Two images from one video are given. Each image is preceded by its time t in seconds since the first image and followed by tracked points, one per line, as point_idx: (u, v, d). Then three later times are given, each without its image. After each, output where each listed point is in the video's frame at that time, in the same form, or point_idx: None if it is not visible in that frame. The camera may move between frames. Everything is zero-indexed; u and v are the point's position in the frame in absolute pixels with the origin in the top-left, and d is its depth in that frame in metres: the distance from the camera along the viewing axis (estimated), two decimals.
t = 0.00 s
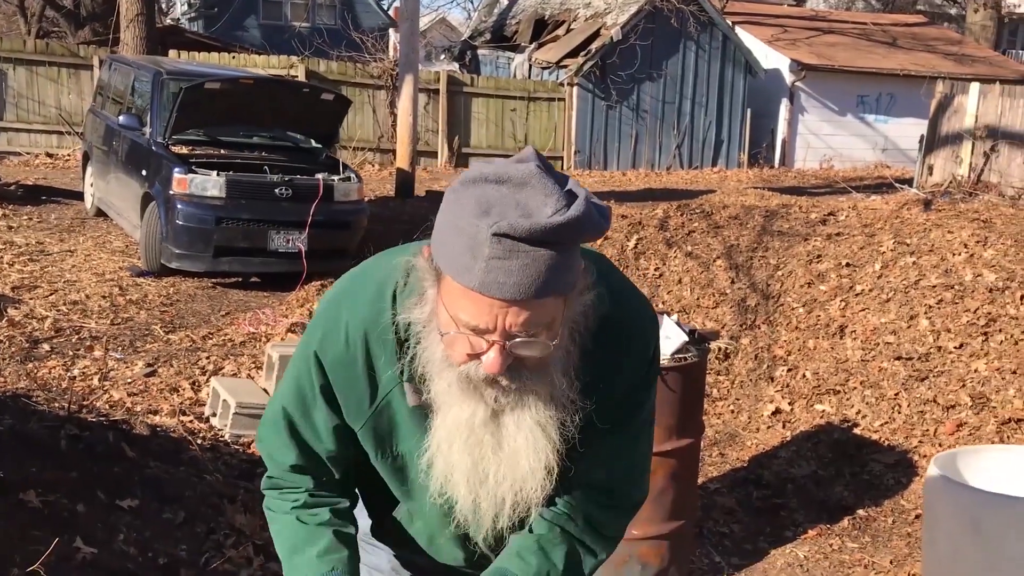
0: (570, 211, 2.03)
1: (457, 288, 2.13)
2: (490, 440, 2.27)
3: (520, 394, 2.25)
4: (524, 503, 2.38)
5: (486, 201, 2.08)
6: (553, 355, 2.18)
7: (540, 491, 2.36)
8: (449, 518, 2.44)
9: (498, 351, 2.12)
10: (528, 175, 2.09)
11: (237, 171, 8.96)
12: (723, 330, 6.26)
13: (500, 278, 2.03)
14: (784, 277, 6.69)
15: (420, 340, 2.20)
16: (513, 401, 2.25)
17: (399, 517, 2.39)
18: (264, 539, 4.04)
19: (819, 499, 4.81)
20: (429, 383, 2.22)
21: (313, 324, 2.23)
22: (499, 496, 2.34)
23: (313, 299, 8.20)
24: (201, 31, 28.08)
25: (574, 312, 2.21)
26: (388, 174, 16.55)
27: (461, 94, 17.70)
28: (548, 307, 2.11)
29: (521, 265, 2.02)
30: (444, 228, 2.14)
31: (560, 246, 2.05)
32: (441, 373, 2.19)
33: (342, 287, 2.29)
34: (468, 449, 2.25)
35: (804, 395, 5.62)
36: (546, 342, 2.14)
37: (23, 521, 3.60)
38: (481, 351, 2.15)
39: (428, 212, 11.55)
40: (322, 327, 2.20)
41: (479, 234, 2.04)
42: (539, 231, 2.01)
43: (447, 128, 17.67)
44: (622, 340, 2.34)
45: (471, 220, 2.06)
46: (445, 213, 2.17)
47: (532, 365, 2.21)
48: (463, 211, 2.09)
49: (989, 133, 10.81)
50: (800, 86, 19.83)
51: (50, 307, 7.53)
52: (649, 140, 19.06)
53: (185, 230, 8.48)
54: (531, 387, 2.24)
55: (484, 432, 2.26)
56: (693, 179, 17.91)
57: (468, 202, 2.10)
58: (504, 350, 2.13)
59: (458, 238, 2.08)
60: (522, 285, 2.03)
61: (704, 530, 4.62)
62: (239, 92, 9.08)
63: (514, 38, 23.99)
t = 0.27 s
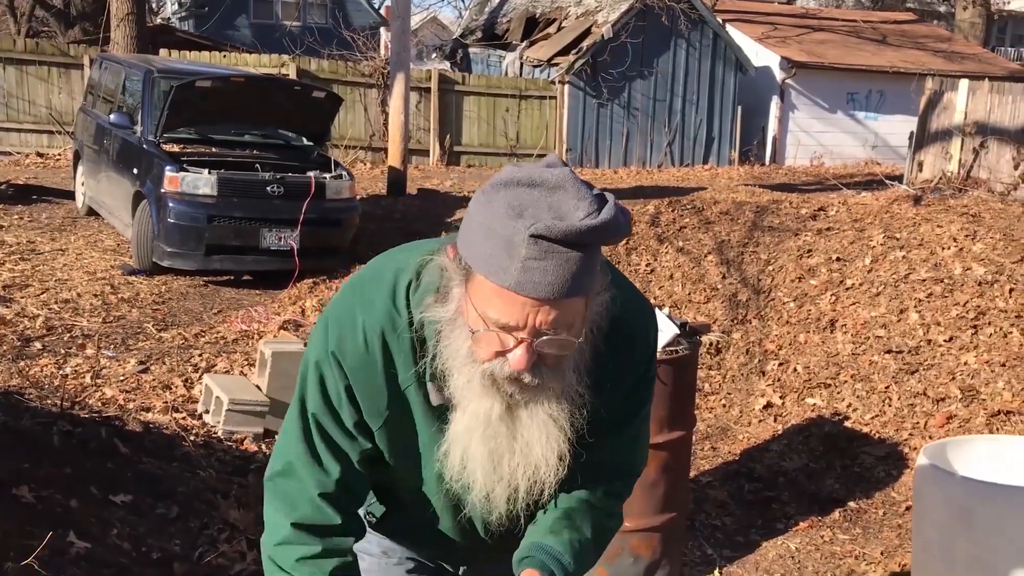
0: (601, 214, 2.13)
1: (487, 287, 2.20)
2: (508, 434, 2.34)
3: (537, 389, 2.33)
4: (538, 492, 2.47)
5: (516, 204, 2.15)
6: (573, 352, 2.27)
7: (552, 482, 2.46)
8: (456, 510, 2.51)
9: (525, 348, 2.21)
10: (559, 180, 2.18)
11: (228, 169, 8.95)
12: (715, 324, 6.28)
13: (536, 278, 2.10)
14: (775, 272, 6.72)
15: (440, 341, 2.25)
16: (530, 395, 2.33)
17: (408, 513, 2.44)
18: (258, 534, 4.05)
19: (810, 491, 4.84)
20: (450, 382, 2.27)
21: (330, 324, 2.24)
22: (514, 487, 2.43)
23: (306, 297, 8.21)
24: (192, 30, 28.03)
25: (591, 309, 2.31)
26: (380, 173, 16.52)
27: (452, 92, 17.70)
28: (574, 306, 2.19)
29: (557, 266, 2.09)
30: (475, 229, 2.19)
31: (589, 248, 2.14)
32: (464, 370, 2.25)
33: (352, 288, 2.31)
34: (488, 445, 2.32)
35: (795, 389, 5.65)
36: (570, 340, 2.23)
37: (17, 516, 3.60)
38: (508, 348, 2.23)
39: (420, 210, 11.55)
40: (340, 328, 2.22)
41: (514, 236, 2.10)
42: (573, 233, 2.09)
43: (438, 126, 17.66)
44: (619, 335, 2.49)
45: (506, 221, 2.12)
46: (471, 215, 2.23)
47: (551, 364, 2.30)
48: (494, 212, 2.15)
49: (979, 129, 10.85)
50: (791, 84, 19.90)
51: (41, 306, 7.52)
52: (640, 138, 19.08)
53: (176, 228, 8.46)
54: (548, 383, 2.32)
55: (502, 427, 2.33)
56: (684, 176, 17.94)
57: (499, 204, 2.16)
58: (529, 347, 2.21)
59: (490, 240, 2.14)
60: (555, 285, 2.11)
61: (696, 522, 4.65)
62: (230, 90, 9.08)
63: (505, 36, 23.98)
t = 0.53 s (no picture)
0: (620, 254, 2.08)
1: (506, 323, 2.14)
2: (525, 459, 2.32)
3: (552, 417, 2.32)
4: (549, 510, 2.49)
5: (538, 243, 2.09)
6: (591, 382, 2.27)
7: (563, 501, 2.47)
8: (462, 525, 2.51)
9: (546, 382, 2.18)
10: (580, 219, 2.12)
11: (222, 168, 8.94)
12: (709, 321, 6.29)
13: (563, 317, 2.05)
14: (769, 269, 6.73)
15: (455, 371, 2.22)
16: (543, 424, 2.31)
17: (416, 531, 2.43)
18: (252, 531, 4.05)
19: (804, 487, 4.85)
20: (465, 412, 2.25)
21: (341, 359, 2.17)
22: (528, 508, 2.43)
23: (300, 296, 8.21)
24: (185, 30, 27.98)
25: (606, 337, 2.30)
26: (374, 172, 16.50)
27: (446, 91, 17.68)
28: (594, 341, 2.17)
29: (584, 305, 2.06)
30: (493, 266, 2.11)
31: (606, 287, 2.11)
32: (483, 402, 2.21)
33: (358, 316, 2.24)
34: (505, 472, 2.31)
35: (789, 385, 5.66)
36: (589, 372, 2.21)
37: (11, 514, 3.60)
38: (527, 383, 2.19)
39: (414, 208, 11.53)
40: (354, 359, 2.16)
41: (540, 276, 2.05)
42: (600, 273, 2.05)
43: (433, 125, 17.64)
44: (621, 354, 2.51)
45: (531, 261, 2.06)
46: (485, 251, 2.17)
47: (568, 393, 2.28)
48: (517, 252, 2.09)
49: (972, 126, 10.85)
50: (785, 81, 19.92)
51: (35, 306, 7.50)
52: (634, 136, 19.08)
53: (170, 228, 8.44)
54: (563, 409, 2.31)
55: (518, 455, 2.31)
56: (679, 175, 17.95)
57: (519, 243, 2.10)
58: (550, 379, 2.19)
59: (511, 278, 2.08)
60: (581, 325, 2.08)
61: (690, 518, 4.66)
62: (223, 90, 9.07)
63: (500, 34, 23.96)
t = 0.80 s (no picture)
0: (674, 322, 2.01)
1: (549, 375, 2.06)
2: (543, 499, 2.33)
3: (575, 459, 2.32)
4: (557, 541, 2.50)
5: (594, 301, 1.99)
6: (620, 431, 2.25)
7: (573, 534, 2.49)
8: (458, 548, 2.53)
9: (580, 434, 2.14)
10: (639, 280, 2.01)
11: (218, 166, 8.93)
12: (705, 318, 6.29)
13: (612, 381, 1.99)
14: (765, 265, 6.73)
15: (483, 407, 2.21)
16: (566, 464, 2.31)
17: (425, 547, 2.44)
18: (247, 528, 4.04)
19: (800, 483, 4.85)
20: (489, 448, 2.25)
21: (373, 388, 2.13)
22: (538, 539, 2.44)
23: (296, 294, 8.20)
24: (182, 30, 27.94)
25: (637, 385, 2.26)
26: (371, 171, 16.48)
27: (443, 90, 17.66)
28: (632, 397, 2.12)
29: (630, 371, 2.00)
30: (546, 317, 2.02)
31: (650, 352, 2.05)
32: (513, 443, 2.19)
33: (389, 343, 2.21)
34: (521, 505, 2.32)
35: (785, 381, 5.66)
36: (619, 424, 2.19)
37: (5, 511, 3.59)
38: (562, 431, 2.15)
39: (411, 207, 11.51)
40: (386, 388, 2.13)
41: (594, 338, 1.97)
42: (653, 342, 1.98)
43: (430, 124, 17.62)
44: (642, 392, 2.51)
45: (584, 322, 1.97)
46: (533, 297, 2.08)
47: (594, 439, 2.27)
48: (571, 309, 1.99)
49: (968, 124, 10.84)
50: (782, 80, 19.93)
51: (31, 304, 7.49)
52: (631, 134, 19.09)
53: (166, 226, 8.44)
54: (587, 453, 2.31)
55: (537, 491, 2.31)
56: (675, 173, 17.95)
57: (573, 298, 2.00)
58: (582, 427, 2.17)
59: (563, 334, 1.99)
60: (626, 388, 2.02)
61: (686, 514, 4.66)
62: (219, 88, 9.05)
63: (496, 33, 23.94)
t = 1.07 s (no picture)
0: (705, 347, 1.95)
1: (571, 378, 2.02)
2: (546, 498, 2.32)
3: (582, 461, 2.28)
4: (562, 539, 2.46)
5: (630, 315, 1.93)
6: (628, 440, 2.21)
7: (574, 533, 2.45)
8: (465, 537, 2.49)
9: (591, 439, 2.10)
10: (678, 304, 1.96)
11: (213, 164, 8.90)
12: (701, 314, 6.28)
13: (635, 396, 1.94)
14: (762, 262, 6.72)
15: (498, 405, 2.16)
16: (570, 464, 2.28)
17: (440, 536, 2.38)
18: (241, 524, 4.02)
19: (796, 479, 4.85)
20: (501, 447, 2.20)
21: (390, 386, 2.08)
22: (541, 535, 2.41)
23: (292, 291, 8.18)
24: (178, 29, 27.89)
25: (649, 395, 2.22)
26: (367, 169, 16.45)
27: (440, 88, 17.64)
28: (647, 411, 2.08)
29: (654, 389, 1.96)
30: (577, 321, 1.97)
31: (676, 370, 2.00)
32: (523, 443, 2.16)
33: (402, 336, 2.16)
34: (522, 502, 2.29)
35: (781, 377, 5.66)
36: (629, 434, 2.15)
37: None
38: (572, 434, 2.10)
39: (407, 205, 11.48)
40: (402, 385, 2.09)
41: (624, 351, 1.91)
42: (682, 364, 1.92)
43: (426, 122, 17.59)
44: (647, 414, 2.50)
45: (616, 335, 1.92)
46: (566, 301, 2.02)
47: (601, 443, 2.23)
48: (605, 318, 1.93)
49: (964, 123, 10.82)
50: (779, 79, 19.92)
51: (25, 301, 7.47)
52: (628, 133, 19.07)
53: (161, 224, 8.42)
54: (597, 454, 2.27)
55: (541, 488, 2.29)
56: (672, 172, 17.94)
57: (608, 308, 1.94)
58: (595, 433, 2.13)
59: (594, 344, 1.94)
60: (648, 404, 1.97)
61: (682, 510, 4.65)
62: (214, 85, 9.03)
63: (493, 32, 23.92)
